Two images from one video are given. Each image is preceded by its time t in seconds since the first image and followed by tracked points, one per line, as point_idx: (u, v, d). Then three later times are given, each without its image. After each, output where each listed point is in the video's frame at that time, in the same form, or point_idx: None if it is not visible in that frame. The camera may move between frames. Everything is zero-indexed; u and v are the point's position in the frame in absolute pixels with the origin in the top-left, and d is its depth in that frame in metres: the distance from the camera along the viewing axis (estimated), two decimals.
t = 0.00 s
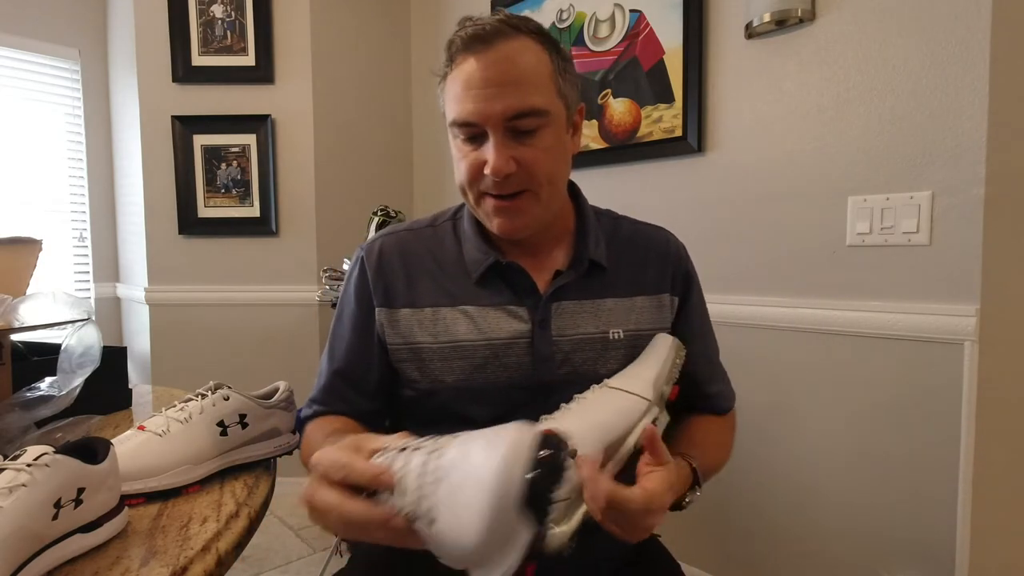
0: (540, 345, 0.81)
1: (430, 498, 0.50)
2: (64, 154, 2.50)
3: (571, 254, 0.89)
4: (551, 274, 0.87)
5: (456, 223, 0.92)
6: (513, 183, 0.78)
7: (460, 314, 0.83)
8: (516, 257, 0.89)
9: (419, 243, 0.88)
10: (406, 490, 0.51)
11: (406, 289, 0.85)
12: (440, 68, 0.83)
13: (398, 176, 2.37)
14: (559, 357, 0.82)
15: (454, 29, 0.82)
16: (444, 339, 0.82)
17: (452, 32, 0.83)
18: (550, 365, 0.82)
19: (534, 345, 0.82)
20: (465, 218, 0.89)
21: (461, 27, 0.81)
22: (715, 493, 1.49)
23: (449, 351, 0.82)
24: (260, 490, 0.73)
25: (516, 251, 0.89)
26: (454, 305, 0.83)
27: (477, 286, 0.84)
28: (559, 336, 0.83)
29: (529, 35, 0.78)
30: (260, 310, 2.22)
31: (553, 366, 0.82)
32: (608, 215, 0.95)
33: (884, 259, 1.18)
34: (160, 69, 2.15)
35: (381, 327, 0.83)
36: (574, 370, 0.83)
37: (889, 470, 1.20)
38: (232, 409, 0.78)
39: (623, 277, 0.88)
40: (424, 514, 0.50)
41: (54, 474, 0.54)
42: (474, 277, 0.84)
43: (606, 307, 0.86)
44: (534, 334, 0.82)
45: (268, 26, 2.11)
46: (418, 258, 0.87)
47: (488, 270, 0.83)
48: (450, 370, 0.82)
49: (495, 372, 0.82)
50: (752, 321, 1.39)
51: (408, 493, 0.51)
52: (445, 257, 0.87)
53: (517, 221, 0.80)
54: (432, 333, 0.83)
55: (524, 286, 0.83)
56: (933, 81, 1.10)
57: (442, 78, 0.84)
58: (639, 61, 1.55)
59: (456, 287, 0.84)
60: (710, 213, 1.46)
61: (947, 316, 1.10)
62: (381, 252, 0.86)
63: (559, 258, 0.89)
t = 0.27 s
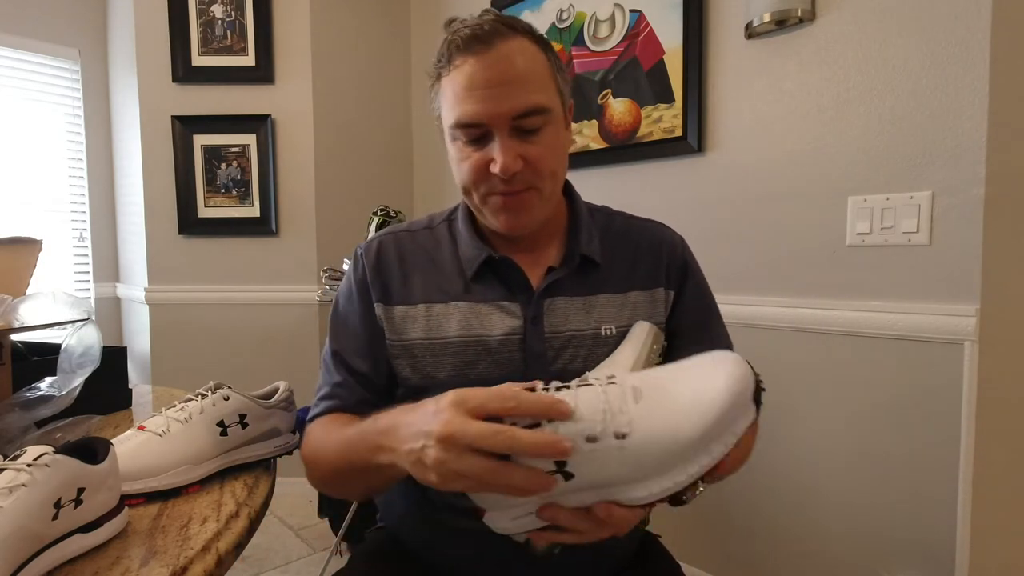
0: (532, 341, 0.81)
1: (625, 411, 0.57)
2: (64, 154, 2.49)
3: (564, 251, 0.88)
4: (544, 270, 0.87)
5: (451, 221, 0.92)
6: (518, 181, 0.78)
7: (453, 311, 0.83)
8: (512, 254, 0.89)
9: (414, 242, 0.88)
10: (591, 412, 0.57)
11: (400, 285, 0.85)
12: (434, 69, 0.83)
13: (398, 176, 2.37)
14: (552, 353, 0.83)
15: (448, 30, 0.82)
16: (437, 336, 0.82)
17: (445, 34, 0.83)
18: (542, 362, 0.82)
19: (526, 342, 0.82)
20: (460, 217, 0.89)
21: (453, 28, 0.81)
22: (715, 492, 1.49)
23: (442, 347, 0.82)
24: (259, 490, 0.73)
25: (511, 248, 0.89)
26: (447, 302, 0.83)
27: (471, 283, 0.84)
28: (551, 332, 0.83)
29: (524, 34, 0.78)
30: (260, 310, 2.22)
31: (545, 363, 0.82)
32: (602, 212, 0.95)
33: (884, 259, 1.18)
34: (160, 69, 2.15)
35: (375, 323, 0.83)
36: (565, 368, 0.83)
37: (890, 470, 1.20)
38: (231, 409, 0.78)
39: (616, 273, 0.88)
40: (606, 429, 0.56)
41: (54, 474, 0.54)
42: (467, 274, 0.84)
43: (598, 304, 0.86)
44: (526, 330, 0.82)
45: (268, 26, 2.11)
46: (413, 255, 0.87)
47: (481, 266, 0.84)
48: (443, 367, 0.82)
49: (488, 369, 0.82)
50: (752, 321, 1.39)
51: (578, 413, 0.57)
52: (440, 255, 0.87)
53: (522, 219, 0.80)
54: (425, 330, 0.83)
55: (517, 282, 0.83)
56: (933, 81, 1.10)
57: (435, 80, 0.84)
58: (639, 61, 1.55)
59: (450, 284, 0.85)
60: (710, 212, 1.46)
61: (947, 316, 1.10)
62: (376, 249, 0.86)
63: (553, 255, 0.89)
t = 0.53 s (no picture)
0: (533, 345, 0.82)
1: (672, 460, 0.55)
2: (64, 154, 2.50)
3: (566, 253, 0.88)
4: (547, 273, 0.87)
5: (451, 224, 0.92)
6: (532, 185, 0.79)
7: (454, 314, 0.83)
8: (515, 258, 0.89)
9: (413, 245, 0.88)
10: (635, 460, 0.54)
11: (401, 289, 0.84)
12: (444, 69, 0.82)
13: (398, 176, 2.37)
14: (553, 357, 0.83)
15: (459, 29, 0.81)
16: (440, 340, 0.82)
17: (455, 32, 0.82)
18: (544, 366, 0.82)
19: (528, 346, 0.82)
20: (460, 219, 0.89)
21: (465, 27, 0.80)
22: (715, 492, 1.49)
23: (444, 352, 0.82)
24: (259, 489, 0.73)
25: (514, 252, 0.89)
26: (449, 305, 0.83)
27: (471, 286, 0.84)
28: (553, 335, 0.83)
29: (537, 37, 0.79)
30: (260, 310, 2.22)
31: (547, 366, 0.82)
32: (603, 213, 0.95)
33: (884, 259, 1.18)
34: (160, 69, 2.15)
35: (377, 326, 0.83)
36: (568, 370, 0.84)
37: (889, 471, 1.20)
38: (232, 409, 0.78)
39: (618, 275, 0.88)
40: (650, 478, 0.54)
41: (53, 474, 0.54)
42: (468, 278, 0.84)
43: (600, 306, 0.86)
44: (528, 334, 0.82)
45: (268, 26, 2.11)
46: (414, 258, 0.87)
47: (482, 269, 0.83)
48: (444, 371, 0.83)
49: (489, 372, 0.82)
50: (752, 320, 1.39)
51: (617, 461, 0.53)
52: (441, 258, 0.87)
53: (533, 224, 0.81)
54: (427, 334, 0.83)
55: (519, 286, 0.84)
56: (933, 81, 1.10)
57: (443, 81, 0.82)
58: (639, 61, 1.55)
59: (451, 288, 0.84)
60: (710, 212, 1.46)
61: (947, 316, 1.10)
62: (375, 251, 0.86)
63: (555, 257, 0.89)
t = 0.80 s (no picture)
0: (530, 343, 0.82)
1: (620, 458, 0.55)
2: (64, 154, 2.49)
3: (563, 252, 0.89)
4: (543, 272, 0.87)
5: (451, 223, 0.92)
6: (532, 185, 0.79)
7: (455, 309, 0.83)
8: (512, 256, 0.89)
9: (415, 242, 0.88)
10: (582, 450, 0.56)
11: (404, 283, 0.84)
12: (446, 68, 0.82)
13: (398, 176, 2.37)
14: (549, 355, 0.83)
15: (462, 28, 0.81)
16: (440, 336, 0.83)
17: (458, 31, 0.82)
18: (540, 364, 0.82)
19: (524, 344, 0.82)
20: (459, 218, 0.89)
21: (468, 27, 0.80)
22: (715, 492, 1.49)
23: (444, 347, 0.82)
24: (259, 490, 0.73)
25: (511, 250, 0.89)
26: (449, 301, 0.84)
27: (471, 283, 0.84)
28: (549, 334, 0.83)
29: (541, 38, 0.79)
30: (260, 310, 2.22)
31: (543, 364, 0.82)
32: (600, 211, 0.95)
33: (884, 259, 1.18)
34: (160, 69, 2.15)
35: (382, 316, 0.83)
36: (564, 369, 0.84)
37: (889, 470, 1.20)
38: (231, 409, 0.78)
39: (614, 273, 0.88)
40: (607, 471, 0.56)
41: (53, 474, 0.54)
42: (466, 276, 0.84)
43: (596, 305, 0.86)
44: (524, 333, 0.82)
45: (268, 26, 2.11)
46: (415, 254, 0.87)
47: (481, 266, 0.84)
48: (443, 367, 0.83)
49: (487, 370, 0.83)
50: (753, 320, 1.39)
51: (566, 452, 0.56)
52: (441, 255, 0.87)
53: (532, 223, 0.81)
54: (427, 328, 0.83)
55: (516, 285, 0.84)
56: (933, 81, 1.10)
57: (444, 79, 0.82)
58: (639, 61, 1.55)
59: (450, 284, 0.85)
60: (710, 212, 1.46)
61: (947, 316, 1.10)
62: (377, 247, 0.86)
63: (552, 255, 0.89)
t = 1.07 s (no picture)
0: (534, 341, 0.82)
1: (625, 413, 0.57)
2: (64, 154, 2.49)
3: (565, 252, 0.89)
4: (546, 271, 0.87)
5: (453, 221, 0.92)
6: (537, 182, 0.79)
7: (461, 306, 0.83)
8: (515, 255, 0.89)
9: (419, 238, 0.89)
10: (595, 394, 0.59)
11: (411, 277, 0.84)
12: (448, 66, 0.82)
13: (398, 176, 2.37)
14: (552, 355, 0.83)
15: (463, 25, 0.81)
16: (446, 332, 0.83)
17: (459, 29, 0.82)
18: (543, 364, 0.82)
19: (529, 342, 0.82)
20: (461, 216, 0.89)
21: (468, 25, 0.80)
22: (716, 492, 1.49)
23: (451, 343, 0.82)
24: (259, 490, 0.73)
25: (514, 250, 0.89)
26: (456, 298, 0.84)
27: (476, 281, 0.85)
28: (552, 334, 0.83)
29: (543, 36, 0.79)
30: (260, 310, 2.22)
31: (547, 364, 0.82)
32: (599, 212, 0.95)
33: (884, 259, 1.18)
34: (160, 69, 2.15)
35: (391, 305, 0.83)
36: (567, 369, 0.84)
37: (889, 470, 1.20)
38: (231, 409, 0.78)
39: (616, 273, 0.88)
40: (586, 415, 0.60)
41: (53, 474, 0.54)
42: (472, 274, 0.84)
43: (599, 304, 0.86)
44: (529, 332, 0.83)
45: (268, 25, 2.11)
46: (420, 250, 0.87)
47: (488, 263, 0.84)
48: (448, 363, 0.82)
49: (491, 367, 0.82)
50: (753, 320, 1.39)
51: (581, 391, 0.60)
52: (446, 253, 0.87)
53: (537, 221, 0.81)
54: (435, 322, 0.83)
55: (520, 285, 0.84)
56: (933, 81, 1.10)
57: (446, 77, 0.82)
58: (639, 61, 1.55)
59: (456, 282, 0.85)
60: (710, 212, 1.46)
61: (947, 316, 1.10)
62: (381, 243, 0.86)
63: (554, 255, 0.89)
